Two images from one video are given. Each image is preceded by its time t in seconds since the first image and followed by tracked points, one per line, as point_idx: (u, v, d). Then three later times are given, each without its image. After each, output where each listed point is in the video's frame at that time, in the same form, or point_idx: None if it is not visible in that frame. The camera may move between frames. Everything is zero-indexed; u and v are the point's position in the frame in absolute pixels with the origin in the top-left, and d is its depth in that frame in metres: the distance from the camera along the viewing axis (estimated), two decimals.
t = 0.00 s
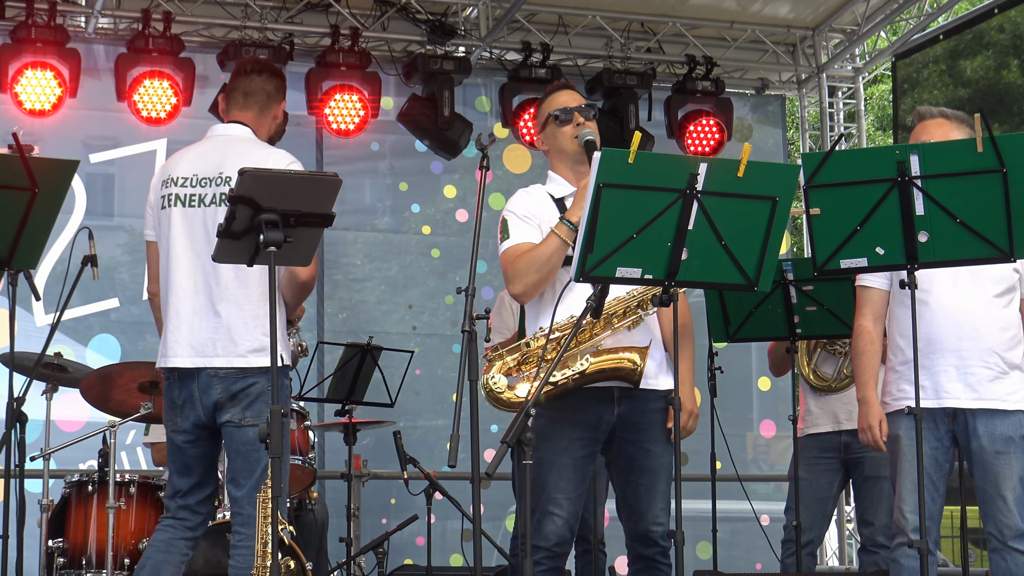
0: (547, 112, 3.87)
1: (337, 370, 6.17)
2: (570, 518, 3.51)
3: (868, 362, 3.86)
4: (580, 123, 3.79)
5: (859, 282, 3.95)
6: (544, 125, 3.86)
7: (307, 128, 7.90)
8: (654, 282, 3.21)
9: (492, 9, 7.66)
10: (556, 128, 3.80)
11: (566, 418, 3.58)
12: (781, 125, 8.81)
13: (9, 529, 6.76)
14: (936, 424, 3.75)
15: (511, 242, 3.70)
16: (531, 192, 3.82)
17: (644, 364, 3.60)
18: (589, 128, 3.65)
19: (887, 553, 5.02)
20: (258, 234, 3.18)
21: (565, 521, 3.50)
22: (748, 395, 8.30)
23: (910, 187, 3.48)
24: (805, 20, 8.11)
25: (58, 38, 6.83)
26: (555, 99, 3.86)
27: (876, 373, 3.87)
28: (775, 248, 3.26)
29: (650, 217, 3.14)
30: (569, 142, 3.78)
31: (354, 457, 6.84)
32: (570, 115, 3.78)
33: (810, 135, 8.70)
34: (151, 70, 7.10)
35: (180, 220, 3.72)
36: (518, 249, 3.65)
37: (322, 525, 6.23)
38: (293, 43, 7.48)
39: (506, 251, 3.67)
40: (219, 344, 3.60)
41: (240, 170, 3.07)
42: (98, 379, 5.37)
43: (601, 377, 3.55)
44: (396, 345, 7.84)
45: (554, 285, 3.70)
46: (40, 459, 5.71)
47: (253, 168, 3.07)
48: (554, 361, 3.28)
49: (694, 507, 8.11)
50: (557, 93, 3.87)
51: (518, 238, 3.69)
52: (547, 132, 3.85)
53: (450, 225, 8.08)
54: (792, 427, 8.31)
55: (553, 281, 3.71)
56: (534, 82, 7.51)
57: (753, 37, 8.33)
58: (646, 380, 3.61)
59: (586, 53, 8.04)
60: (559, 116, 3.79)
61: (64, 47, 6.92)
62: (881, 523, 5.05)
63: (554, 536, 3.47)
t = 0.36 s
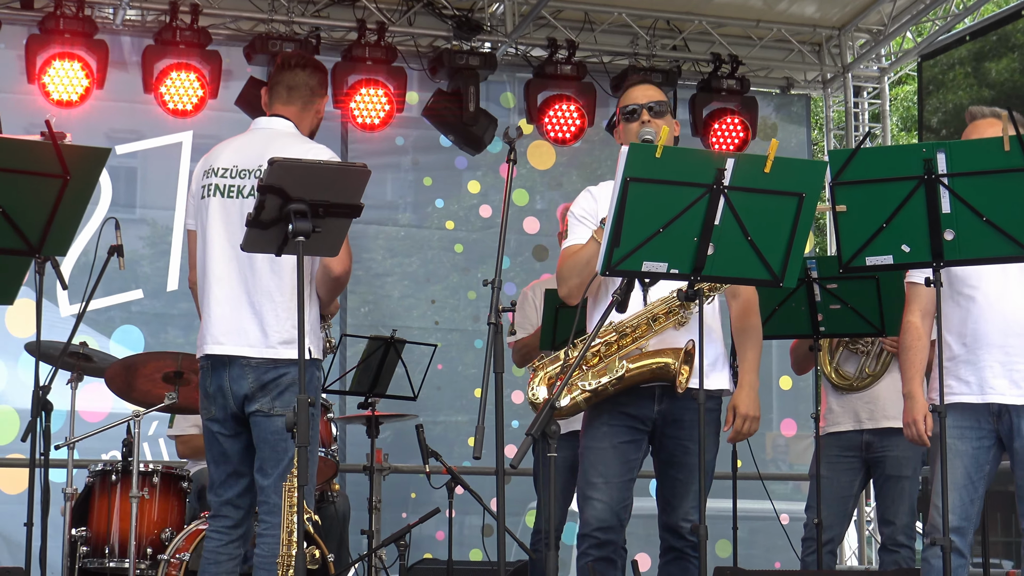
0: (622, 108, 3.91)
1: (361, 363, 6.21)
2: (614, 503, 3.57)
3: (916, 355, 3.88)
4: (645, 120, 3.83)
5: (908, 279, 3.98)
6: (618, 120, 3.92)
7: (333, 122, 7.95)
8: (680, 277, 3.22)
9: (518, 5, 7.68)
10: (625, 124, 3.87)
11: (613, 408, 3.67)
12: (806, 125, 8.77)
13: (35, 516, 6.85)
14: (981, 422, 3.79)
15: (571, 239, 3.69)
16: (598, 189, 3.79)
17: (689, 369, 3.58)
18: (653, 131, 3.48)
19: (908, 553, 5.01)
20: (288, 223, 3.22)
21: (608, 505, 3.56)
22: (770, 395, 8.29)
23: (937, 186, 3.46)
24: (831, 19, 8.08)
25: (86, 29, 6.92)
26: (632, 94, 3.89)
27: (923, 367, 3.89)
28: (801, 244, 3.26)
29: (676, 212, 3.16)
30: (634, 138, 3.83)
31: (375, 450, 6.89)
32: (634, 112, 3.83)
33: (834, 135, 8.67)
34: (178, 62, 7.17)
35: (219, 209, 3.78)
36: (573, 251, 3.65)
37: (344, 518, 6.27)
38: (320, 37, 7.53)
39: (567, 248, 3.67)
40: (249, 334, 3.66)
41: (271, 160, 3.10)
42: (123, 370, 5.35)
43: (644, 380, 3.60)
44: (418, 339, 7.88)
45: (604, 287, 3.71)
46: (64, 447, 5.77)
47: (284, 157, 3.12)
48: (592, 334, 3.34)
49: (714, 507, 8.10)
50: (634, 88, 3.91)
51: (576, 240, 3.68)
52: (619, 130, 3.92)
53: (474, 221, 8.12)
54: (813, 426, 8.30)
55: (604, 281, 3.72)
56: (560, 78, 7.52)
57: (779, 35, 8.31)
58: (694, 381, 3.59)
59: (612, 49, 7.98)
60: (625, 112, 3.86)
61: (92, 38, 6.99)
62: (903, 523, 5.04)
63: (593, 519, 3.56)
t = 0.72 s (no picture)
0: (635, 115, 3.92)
1: (354, 369, 6.19)
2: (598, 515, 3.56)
3: (928, 372, 4.18)
4: (654, 130, 3.82)
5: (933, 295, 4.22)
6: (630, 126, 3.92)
7: (320, 126, 7.91)
8: (690, 285, 3.21)
9: (508, 8, 7.65)
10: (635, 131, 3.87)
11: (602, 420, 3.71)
12: (791, 127, 8.77)
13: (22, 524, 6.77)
14: (988, 433, 3.89)
15: (578, 253, 3.70)
16: (606, 201, 3.79)
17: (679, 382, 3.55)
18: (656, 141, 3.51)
19: (902, 558, 5.01)
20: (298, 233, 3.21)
21: (598, 518, 3.56)
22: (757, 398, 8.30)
23: (945, 194, 3.46)
24: (819, 23, 8.11)
25: (73, 32, 6.85)
26: (644, 100, 3.87)
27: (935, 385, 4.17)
28: (810, 252, 3.28)
29: (687, 221, 3.15)
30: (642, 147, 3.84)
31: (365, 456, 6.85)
32: (644, 120, 3.82)
33: (821, 138, 8.69)
34: (166, 65, 7.11)
35: (203, 225, 3.79)
36: (581, 263, 3.67)
37: (335, 524, 6.22)
38: (308, 40, 7.47)
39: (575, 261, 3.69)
40: (237, 348, 3.66)
41: (281, 169, 3.08)
42: (115, 377, 5.34)
43: (631, 393, 3.60)
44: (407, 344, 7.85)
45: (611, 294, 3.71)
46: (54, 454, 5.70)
47: (294, 166, 3.09)
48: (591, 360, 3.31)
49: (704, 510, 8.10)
50: (647, 94, 3.90)
51: (583, 253, 3.69)
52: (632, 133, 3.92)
53: (462, 225, 8.08)
54: (801, 430, 8.29)
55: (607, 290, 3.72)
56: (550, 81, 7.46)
57: (766, 39, 8.31)
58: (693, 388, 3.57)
59: (599, 53, 8.06)
60: (637, 120, 3.86)
61: (80, 41, 6.93)
62: (896, 528, 5.03)
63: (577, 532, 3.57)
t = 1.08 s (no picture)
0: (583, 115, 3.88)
1: (333, 368, 6.16)
2: (582, 517, 3.64)
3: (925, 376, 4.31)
4: (602, 131, 3.78)
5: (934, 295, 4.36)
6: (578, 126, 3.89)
7: (289, 125, 7.85)
8: (680, 282, 3.24)
9: (476, 6, 7.65)
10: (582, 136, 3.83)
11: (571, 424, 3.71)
12: (761, 122, 8.80)
13: None
14: (966, 430, 4.03)
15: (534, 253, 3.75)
16: (558, 203, 3.84)
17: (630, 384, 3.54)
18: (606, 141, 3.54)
19: (880, 551, 5.05)
20: (287, 232, 3.35)
21: (580, 522, 3.64)
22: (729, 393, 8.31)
23: (932, 189, 3.50)
24: (787, 19, 8.11)
25: (41, 32, 6.75)
26: (588, 103, 3.83)
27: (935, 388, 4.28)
28: (799, 247, 3.31)
29: (676, 218, 3.19)
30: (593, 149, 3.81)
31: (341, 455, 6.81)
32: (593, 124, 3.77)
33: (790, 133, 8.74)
34: (134, 65, 7.02)
35: (164, 234, 3.81)
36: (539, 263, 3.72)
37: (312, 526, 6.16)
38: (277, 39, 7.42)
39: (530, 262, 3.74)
40: (197, 356, 3.66)
41: (273, 169, 3.22)
42: (91, 377, 5.28)
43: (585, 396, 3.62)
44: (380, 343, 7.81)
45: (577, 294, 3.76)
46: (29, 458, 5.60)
47: (284, 166, 3.24)
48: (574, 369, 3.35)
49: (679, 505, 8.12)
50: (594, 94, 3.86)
51: (541, 253, 3.75)
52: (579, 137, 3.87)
53: (433, 223, 8.05)
54: (773, 426, 8.23)
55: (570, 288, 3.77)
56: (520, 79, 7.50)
57: (735, 34, 8.33)
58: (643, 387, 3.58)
59: (569, 49, 7.97)
60: (584, 121, 3.81)
61: (46, 41, 6.83)
62: (875, 522, 5.08)
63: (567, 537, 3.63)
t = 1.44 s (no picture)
0: (547, 105, 3.90)
1: (330, 353, 6.16)
2: (570, 506, 3.65)
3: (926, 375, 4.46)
4: (574, 120, 3.80)
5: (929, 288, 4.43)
6: (542, 117, 3.90)
7: (288, 109, 7.84)
8: (679, 271, 3.26)
9: None
10: (552, 123, 3.83)
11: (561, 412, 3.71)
12: (759, 113, 8.79)
13: None
14: (962, 422, 4.12)
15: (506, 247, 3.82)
16: (526, 194, 3.92)
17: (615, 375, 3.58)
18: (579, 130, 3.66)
19: (875, 543, 5.07)
20: (290, 216, 3.37)
21: (568, 508, 3.65)
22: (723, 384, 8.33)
23: (934, 181, 3.51)
24: (787, 9, 8.12)
25: (39, 13, 6.72)
26: (555, 93, 3.87)
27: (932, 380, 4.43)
28: (798, 238, 3.32)
29: (677, 207, 3.19)
30: (563, 138, 3.82)
31: (336, 440, 6.81)
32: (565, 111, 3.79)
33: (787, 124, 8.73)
34: (134, 47, 7.01)
35: (157, 219, 3.83)
36: (513, 256, 3.78)
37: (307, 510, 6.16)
38: (276, 22, 7.39)
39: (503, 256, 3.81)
40: (186, 340, 3.66)
41: (275, 153, 3.23)
42: (87, 359, 5.27)
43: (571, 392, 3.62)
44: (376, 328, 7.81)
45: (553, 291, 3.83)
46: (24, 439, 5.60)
47: (286, 151, 3.23)
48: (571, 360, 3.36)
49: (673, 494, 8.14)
50: (557, 86, 3.90)
51: (514, 246, 3.82)
52: (544, 125, 3.88)
53: (430, 209, 8.04)
54: (767, 416, 8.28)
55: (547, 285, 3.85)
56: (519, 67, 7.49)
57: (734, 25, 8.30)
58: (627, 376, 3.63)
59: (568, 36, 7.95)
60: (552, 112, 3.83)
61: (46, 22, 6.80)
62: (870, 514, 5.09)
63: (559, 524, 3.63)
